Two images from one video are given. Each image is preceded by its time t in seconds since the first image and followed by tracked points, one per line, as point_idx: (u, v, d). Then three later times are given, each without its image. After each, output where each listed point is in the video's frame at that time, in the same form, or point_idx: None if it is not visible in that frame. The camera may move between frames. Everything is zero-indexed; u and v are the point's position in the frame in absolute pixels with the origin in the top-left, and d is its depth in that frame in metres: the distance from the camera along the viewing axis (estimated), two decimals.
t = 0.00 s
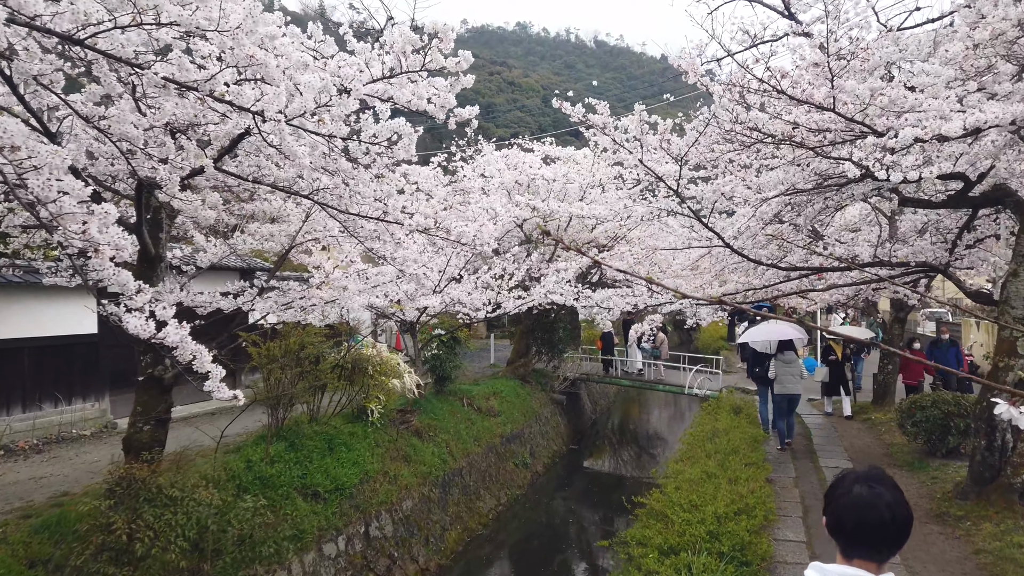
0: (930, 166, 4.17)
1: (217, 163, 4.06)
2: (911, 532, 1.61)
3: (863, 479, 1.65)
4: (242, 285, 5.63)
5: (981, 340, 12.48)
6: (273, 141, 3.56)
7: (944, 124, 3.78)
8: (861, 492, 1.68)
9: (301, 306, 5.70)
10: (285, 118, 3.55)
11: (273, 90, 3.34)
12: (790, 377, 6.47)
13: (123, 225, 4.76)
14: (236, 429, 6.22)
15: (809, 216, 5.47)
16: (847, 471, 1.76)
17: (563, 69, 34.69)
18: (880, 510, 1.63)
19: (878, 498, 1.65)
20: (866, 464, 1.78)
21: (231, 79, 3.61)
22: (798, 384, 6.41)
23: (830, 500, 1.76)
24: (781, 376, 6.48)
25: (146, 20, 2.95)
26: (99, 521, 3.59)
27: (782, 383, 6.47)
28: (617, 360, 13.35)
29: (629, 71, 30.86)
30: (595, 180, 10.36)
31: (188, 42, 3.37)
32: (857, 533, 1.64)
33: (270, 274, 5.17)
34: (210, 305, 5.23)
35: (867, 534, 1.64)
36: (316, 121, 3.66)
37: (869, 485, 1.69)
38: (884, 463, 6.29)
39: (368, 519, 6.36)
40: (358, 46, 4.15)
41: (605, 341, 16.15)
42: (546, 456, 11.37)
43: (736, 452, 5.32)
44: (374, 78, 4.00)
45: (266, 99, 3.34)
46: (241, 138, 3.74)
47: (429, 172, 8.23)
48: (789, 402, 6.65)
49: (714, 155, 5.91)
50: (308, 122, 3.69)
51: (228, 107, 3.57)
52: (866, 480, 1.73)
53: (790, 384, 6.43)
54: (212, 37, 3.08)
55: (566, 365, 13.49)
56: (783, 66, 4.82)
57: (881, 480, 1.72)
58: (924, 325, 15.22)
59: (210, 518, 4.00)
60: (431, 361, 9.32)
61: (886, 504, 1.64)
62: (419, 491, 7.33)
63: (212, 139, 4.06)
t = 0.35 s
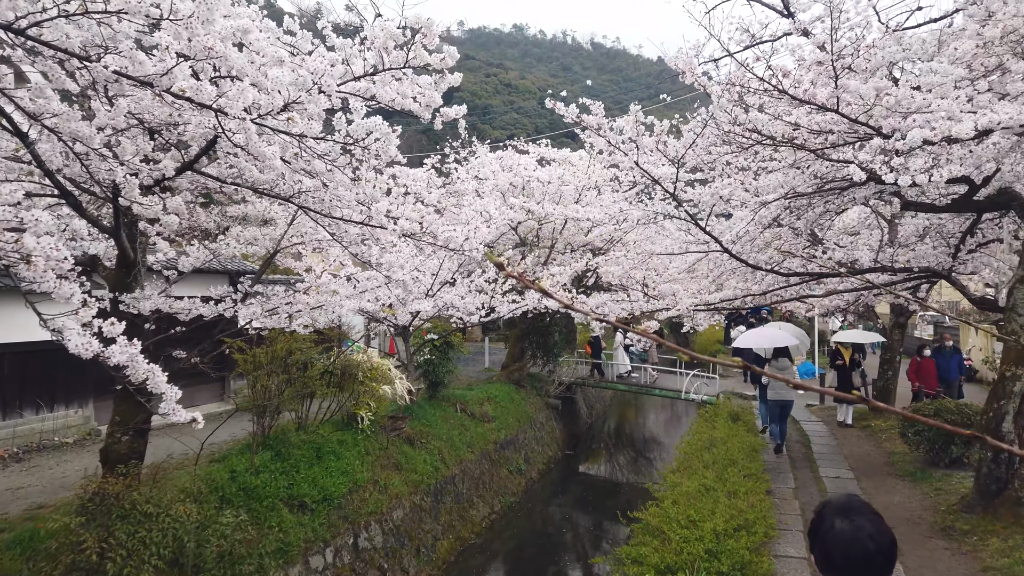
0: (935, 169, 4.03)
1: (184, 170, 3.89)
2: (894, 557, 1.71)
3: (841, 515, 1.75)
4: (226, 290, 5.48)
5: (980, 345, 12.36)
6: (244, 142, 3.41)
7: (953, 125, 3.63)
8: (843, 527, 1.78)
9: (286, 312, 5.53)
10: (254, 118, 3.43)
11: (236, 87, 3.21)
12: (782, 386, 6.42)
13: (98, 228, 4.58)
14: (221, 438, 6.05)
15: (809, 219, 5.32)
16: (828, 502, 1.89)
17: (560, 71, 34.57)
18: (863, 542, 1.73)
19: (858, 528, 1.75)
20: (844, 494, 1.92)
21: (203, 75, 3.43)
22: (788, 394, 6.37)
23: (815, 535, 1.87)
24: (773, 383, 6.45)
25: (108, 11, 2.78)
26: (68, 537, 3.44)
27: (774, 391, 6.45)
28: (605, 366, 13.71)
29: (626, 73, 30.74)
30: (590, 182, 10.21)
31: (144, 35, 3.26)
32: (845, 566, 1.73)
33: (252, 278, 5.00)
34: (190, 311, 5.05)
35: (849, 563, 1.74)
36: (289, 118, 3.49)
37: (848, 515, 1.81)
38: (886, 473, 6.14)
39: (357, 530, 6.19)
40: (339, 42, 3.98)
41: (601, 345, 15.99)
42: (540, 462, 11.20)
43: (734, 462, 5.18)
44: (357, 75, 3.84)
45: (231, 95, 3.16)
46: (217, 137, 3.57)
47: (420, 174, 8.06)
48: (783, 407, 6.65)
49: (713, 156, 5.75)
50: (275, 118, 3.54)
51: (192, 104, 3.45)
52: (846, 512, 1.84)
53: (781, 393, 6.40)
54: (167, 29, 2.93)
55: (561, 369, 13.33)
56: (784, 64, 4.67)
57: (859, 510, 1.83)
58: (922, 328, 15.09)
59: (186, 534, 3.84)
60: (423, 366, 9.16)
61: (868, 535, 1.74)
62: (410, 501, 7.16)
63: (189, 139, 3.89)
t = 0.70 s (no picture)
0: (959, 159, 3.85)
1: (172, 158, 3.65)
2: (897, 538, 1.68)
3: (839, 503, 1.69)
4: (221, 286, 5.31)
5: (988, 346, 12.19)
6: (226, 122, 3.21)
7: (982, 111, 3.44)
8: (840, 513, 1.72)
9: (281, 309, 5.34)
10: (232, 93, 3.24)
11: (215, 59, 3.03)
12: (787, 382, 6.73)
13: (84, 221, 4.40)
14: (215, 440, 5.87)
15: (822, 215, 5.14)
16: (815, 488, 1.82)
17: (562, 71, 34.43)
18: (866, 526, 1.68)
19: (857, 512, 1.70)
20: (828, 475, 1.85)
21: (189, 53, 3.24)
22: (794, 389, 6.68)
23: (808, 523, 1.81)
24: (777, 380, 6.76)
25: None
26: (49, 543, 3.25)
27: (779, 387, 6.77)
28: (598, 365, 13.73)
29: (627, 73, 30.58)
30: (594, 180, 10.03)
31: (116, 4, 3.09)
32: (849, 551, 1.69)
33: (246, 274, 4.82)
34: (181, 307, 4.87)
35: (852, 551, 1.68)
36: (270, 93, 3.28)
37: (845, 500, 1.75)
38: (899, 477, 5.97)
39: (354, 534, 6.02)
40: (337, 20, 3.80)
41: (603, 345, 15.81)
42: (542, 463, 11.02)
43: (744, 466, 5.02)
44: (353, 58, 3.68)
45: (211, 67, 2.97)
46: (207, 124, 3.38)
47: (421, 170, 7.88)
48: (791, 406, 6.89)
49: (723, 149, 5.57)
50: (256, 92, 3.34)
51: (170, 78, 3.24)
52: (837, 495, 1.79)
53: (786, 388, 6.71)
54: None
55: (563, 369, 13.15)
56: (800, 51, 4.49)
57: (850, 491, 1.78)
58: (925, 328, 14.94)
59: (177, 541, 3.66)
60: (424, 366, 8.99)
61: (867, 517, 1.69)
62: (409, 504, 6.98)
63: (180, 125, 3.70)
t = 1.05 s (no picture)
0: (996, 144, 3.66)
1: (170, 143, 3.48)
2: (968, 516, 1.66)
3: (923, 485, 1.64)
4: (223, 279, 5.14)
5: (1000, 345, 12.01)
6: (226, 97, 3.03)
7: None
8: (916, 499, 1.67)
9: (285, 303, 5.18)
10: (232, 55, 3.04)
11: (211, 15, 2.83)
12: (797, 376, 6.54)
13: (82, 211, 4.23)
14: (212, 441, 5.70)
15: (844, 206, 4.97)
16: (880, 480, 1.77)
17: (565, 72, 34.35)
18: (945, 510, 1.64)
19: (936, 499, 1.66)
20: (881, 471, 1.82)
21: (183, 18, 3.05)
22: (803, 384, 6.48)
23: (874, 519, 1.72)
24: (787, 374, 6.57)
25: None
26: (40, 546, 3.08)
27: (788, 382, 6.58)
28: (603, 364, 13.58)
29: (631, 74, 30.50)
30: (601, 175, 9.88)
31: None
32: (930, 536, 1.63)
33: (248, 265, 4.67)
34: (182, 298, 4.70)
35: (945, 536, 1.62)
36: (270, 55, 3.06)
37: (917, 488, 1.71)
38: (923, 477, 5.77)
39: (359, 535, 5.84)
40: None
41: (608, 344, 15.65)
42: (548, 463, 10.83)
43: (763, 467, 4.84)
44: (363, 28, 3.46)
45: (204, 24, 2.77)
46: (207, 103, 3.19)
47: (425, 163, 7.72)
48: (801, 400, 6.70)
49: (741, 139, 5.39)
50: (257, 58, 3.14)
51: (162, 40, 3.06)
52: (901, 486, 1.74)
53: (796, 383, 6.52)
54: None
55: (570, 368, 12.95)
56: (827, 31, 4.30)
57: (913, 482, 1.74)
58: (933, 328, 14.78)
59: (176, 543, 3.48)
60: (429, 363, 8.83)
61: (943, 503, 1.66)
62: (415, 505, 6.82)
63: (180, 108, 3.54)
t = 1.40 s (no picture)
0: (1018, 133, 3.50)
1: (157, 133, 3.33)
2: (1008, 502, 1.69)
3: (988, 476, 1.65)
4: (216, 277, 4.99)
5: (1012, 346, 11.79)
6: (204, 78, 2.87)
7: None
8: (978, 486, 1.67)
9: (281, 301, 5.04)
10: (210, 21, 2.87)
11: None
12: (806, 375, 6.40)
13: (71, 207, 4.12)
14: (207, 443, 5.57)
15: (855, 201, 4.82)
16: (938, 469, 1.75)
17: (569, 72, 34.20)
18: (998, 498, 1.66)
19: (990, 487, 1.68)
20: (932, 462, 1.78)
21: None
22: (813, 384, 6.34)
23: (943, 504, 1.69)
24: (796, 374, 6.43)
25: None
26: (19, 553, 2.94)
27: (797, 382, 6.44)
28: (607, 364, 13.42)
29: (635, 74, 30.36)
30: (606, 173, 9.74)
31: None
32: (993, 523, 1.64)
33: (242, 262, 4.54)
34: (175, 297, 4.58)
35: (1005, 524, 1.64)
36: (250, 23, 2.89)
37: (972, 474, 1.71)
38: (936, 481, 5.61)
39: (357, 540, 5.70)
40: None
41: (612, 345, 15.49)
42: (551, 465, 10.68)
43: (773, 470, 4.71)
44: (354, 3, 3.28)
45: None
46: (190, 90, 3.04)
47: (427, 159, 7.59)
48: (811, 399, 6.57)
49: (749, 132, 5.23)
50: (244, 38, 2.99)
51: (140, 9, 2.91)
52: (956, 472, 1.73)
53: (805, 383, 6.37)
54: None
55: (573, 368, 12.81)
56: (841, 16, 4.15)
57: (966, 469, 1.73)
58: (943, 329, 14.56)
59: (160, 550, 3.34)
60: (430, 364, 8.70)
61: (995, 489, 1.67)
62: (415, 508, 6.68)
63: (164, 96, 3.38)
